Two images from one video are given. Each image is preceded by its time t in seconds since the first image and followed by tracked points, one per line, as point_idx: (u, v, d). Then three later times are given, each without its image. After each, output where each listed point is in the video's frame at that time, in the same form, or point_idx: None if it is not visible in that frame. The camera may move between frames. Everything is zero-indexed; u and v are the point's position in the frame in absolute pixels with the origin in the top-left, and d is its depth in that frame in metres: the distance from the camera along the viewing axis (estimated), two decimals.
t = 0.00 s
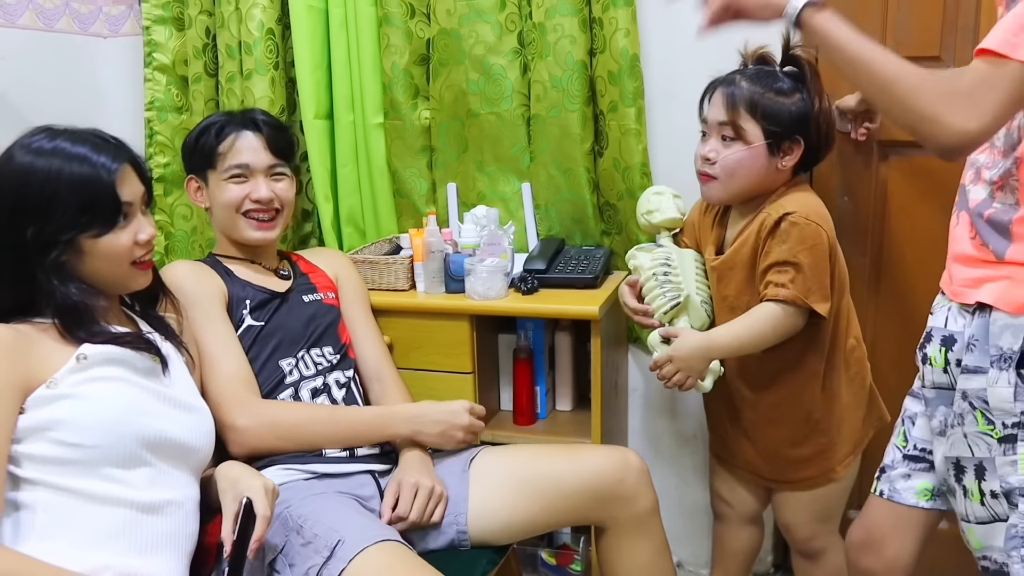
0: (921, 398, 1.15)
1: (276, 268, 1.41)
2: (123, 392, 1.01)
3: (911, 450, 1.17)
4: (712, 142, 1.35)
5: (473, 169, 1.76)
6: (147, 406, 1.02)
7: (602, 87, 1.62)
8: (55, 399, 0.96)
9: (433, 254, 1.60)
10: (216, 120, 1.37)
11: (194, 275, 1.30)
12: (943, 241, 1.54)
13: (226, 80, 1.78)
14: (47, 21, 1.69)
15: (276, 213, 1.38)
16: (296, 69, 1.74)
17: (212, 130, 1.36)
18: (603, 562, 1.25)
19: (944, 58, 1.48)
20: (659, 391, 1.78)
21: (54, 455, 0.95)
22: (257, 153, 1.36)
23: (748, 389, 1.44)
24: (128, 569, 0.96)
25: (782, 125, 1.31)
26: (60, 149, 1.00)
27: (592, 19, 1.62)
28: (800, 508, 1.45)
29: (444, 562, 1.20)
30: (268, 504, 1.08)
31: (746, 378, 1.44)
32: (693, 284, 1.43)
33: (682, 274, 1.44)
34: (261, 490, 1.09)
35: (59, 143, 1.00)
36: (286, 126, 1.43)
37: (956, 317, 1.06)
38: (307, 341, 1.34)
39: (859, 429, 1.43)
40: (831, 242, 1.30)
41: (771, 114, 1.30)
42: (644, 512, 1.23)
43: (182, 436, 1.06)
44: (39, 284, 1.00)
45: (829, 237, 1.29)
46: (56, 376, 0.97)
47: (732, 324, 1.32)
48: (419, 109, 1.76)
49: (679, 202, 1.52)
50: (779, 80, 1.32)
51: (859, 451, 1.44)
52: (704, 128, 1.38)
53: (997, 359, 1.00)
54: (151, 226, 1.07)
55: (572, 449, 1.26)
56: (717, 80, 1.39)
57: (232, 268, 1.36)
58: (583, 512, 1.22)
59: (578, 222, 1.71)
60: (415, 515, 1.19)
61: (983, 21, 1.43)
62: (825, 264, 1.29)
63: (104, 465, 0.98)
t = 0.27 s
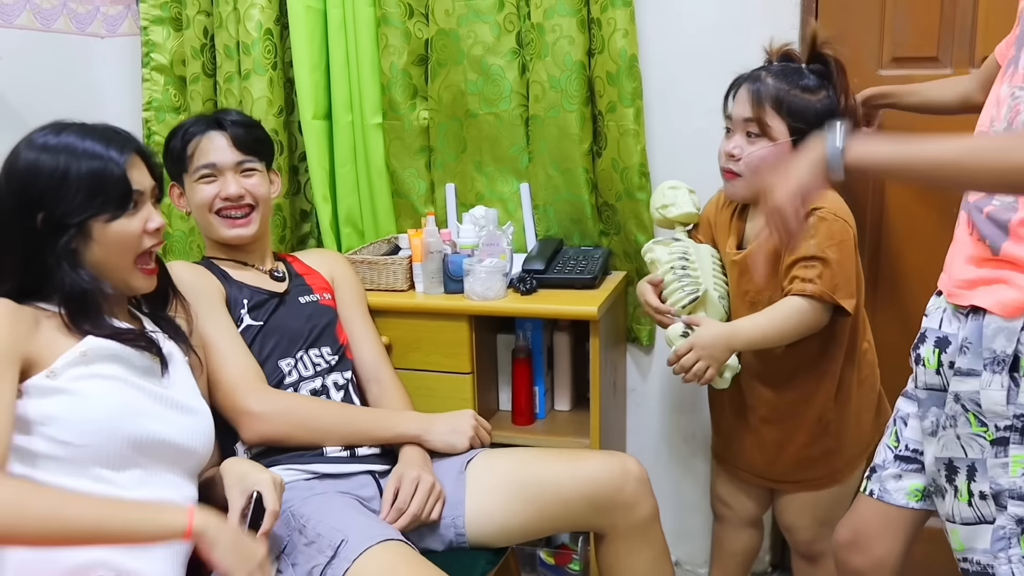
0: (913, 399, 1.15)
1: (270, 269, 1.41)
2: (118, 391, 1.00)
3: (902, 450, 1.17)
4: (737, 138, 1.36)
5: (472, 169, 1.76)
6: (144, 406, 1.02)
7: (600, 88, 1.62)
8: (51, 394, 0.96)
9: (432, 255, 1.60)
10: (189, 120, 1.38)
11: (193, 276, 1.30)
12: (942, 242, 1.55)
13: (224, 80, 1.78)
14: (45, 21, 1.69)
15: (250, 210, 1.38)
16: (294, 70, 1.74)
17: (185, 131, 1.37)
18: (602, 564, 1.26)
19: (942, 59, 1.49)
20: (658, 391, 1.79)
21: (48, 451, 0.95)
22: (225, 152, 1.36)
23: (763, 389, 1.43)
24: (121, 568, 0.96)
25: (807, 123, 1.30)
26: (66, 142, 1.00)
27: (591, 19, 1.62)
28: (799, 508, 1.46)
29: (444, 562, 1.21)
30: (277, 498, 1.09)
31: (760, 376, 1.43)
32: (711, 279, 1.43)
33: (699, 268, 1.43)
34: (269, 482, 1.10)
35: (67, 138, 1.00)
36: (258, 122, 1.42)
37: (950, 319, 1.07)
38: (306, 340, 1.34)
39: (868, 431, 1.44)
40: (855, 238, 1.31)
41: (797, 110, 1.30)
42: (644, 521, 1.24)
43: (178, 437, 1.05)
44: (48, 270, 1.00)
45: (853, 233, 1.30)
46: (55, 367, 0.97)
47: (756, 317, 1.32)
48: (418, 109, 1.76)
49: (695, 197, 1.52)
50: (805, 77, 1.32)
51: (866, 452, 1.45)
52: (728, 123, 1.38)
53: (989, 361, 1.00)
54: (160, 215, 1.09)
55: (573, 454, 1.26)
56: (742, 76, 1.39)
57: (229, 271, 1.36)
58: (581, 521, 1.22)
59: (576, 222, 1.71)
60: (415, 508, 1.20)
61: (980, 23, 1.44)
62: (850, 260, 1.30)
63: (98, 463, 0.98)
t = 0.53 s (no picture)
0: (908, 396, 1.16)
1: (271, 271, 1.40)
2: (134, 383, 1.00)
3: (901, 446, 1.18)
4: (770, 138, 1.36)
5: (471, 169, 1.76)
6: (155, 400, 1.02)
7: (600, 88, 1.63)
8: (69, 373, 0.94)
9: (432, 254, 1.60)
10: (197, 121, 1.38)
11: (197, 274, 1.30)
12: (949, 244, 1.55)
13: (224, 79, 1.78)
14: (45, 21, 1.69)
15: (257, 217, 1.35)
16: (294, 69, 1.74)
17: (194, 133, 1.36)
18: (602, 563, 1.26)
19: (941, 58, 1.49)
20: (657, 391, 1.79)
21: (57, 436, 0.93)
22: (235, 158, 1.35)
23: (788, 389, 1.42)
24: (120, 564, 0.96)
25: (842, 122, 1.31)
26: (100, 146, 1.00)
27: (591, 19, 1.62)
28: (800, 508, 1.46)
29: (442, 563, 1.22)
30: (265, 497, 1.08)
31: (782, 375, 1.43)
32: (735, 273, 1.43)
33: (724, 262, 1.43)
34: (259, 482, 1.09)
35: (105, 143, 1.00)
36: (270, 125, 1.42)
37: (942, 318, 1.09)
38: (306, 343, 1.34)
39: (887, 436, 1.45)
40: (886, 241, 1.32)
41: (831, 110, 1.31)
42: (643, 520, 1.24)
43: (183, 433, 1.06)
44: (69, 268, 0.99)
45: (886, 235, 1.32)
46: (77, 347, 0.96)
47: (787, 313, 1.32)
48: (418, 109, 1.76)
49: (719, 195, 1.49)
50: (838, 76, 1.33)
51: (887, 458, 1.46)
52: (761, 124, 1.39)
53: (990, 359, 1.02)
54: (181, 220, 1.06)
55: (569, 454, 1.26)
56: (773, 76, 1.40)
57: (232, 272, 1.37)
58: (579, 519, 1.22)
59: (576, 222, 1.71)
60: (415, 503, 1.20)
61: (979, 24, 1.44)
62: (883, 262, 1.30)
63: (106, 453, 0.98)
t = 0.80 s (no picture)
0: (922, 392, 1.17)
1: (275, 272, 1.41)
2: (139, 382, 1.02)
3: (911, 442, 1.18)
4: (793, 142, 1.36)
5: (470, 170, 1.76)
6: (160, 401, 1.03)
7: (599, 88, 1.63)
8: (79, 376, 0.97)
9: (431, 255, 1.60)
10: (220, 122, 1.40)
11: (203, 274, 1.30)
12: (950, 245, 1.55)
13: (224, 80, 1.78)
14: (44, 21, 1.69)
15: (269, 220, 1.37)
16: (293, 70, 1.74)
17: (213, 133, 1.38)
18: (602, 561, 1.26)
19: (939, 59, 1.49)
20: (657, 391, 1.79)
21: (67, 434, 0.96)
22: (251, 159, 1.36)
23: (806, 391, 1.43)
24: (129, 563, 0.95)
25: (866, 124, 1.31)
26: (53, 146, 1.00)
27: (590, 20, 1.62)
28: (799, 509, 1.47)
29: (443, 562, 1.22)
30: (260, 498, 1.07)
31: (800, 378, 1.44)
32: (755, 270, 1.43)
33: (744, 260, 1.44)
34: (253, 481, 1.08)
35: (50, 142, 1.01)
36: (289, 130, 1.41)
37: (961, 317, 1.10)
38: (307, 345, 1.34)
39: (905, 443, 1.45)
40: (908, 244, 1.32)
41: (854, 112, 1.31)
42: (643, 512, 1.24)
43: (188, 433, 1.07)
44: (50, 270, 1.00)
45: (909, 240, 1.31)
46: (90, 352, 0.99)
47: (804, 311, 1.33)
48: (417, 109, 1.76)
49: (745, 199, 1.48)
50: (861, 78, 1.33)
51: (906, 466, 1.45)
52: (784, 128, 1.39)
53: (1016, 358, 1.02)
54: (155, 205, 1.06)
55: (570, 449, 1.27)
56: (795, 80, 1.41)
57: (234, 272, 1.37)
58: (580, 513, 1.23)
59: (575, 222, 1.72)
60: (420, 507, 1.20)
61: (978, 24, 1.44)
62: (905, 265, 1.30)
63: (115, 454, 0.98)
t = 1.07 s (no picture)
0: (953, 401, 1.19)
1: (275, 271, 1.41)
2: (138, 385, 1.01)
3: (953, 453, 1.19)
4: (798, 141, 1.37)
5: (472, 171, 1.76)
6: (158, 402, 1.02)
7: (601, 90, 1.63)
8: (78, 378, 0.97)
9: (432, 256, 1.60)
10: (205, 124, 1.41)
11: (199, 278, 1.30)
12: (945, 249, 1.56)
13: (225, 81, 1.78)
14: (45, 22, 1.68)
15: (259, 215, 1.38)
16: (295, 71, 1.74)
17: (199, 134, 1.39)
18: (603, 564, 1.26)
19: (940, 61, 1.49)
20: (658, 393, 1.79)
21: (63, 434, 0.96)
22: (237, 156, 1.36)
23: (809, 390, 1.42)
24: (128, 566, 0.94)
25: (870, 121, 1.32)
26: (45, 148, 1.01)
27: (591, 22, 1.62)
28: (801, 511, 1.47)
29: (444, 564, 1.22)
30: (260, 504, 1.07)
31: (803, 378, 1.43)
32: (760, 269, 1.43)
33: (750, 259, 1.44)
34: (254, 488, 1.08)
35: (45, 144, 1.01)
36: (276, 127, 1.41)
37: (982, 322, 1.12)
38: (307, 345, 1.34)
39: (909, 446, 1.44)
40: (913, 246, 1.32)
41: (859, 110, 1.31)
42: (644, 518, 1.24)
43: (188, 434, 1.06)
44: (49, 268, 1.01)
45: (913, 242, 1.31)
46: (90, 355, 0.99)
47: (806, 309, 1.33)
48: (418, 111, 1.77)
49: (754, 198, 1.50)
50: (866, 78, 1.34)
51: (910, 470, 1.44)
52: (789, 128, 1.40)
53: None
54: (154, 200, 1.09)
55: (572, 452, 1.27)
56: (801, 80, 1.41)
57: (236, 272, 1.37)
58: (580, 518, 1.23)
59: (576, 223, 1.72)
60: (420, 502, 1.20)
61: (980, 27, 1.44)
62: (908, 266, 1.30)
63: (114, 457, 0.98)
